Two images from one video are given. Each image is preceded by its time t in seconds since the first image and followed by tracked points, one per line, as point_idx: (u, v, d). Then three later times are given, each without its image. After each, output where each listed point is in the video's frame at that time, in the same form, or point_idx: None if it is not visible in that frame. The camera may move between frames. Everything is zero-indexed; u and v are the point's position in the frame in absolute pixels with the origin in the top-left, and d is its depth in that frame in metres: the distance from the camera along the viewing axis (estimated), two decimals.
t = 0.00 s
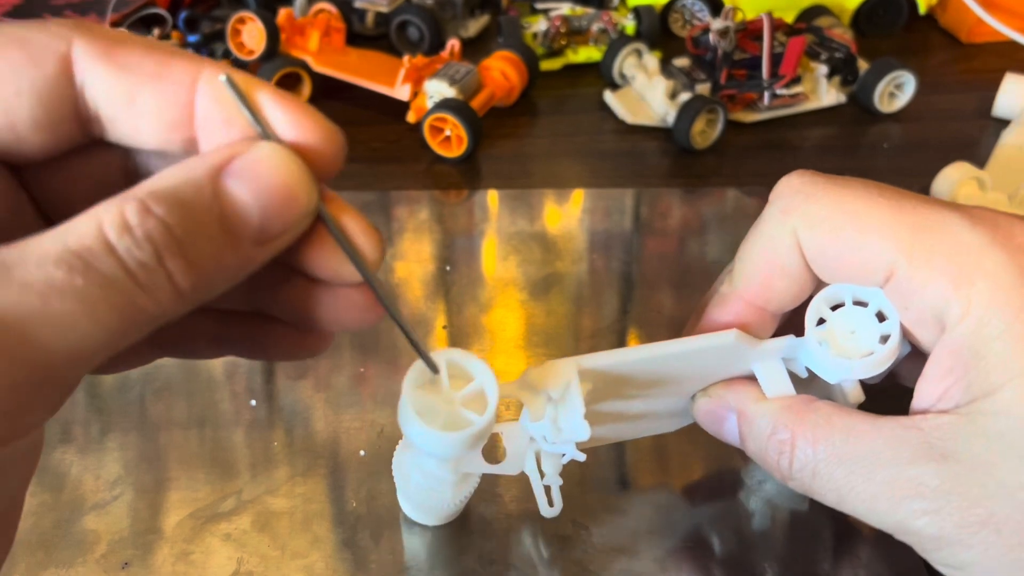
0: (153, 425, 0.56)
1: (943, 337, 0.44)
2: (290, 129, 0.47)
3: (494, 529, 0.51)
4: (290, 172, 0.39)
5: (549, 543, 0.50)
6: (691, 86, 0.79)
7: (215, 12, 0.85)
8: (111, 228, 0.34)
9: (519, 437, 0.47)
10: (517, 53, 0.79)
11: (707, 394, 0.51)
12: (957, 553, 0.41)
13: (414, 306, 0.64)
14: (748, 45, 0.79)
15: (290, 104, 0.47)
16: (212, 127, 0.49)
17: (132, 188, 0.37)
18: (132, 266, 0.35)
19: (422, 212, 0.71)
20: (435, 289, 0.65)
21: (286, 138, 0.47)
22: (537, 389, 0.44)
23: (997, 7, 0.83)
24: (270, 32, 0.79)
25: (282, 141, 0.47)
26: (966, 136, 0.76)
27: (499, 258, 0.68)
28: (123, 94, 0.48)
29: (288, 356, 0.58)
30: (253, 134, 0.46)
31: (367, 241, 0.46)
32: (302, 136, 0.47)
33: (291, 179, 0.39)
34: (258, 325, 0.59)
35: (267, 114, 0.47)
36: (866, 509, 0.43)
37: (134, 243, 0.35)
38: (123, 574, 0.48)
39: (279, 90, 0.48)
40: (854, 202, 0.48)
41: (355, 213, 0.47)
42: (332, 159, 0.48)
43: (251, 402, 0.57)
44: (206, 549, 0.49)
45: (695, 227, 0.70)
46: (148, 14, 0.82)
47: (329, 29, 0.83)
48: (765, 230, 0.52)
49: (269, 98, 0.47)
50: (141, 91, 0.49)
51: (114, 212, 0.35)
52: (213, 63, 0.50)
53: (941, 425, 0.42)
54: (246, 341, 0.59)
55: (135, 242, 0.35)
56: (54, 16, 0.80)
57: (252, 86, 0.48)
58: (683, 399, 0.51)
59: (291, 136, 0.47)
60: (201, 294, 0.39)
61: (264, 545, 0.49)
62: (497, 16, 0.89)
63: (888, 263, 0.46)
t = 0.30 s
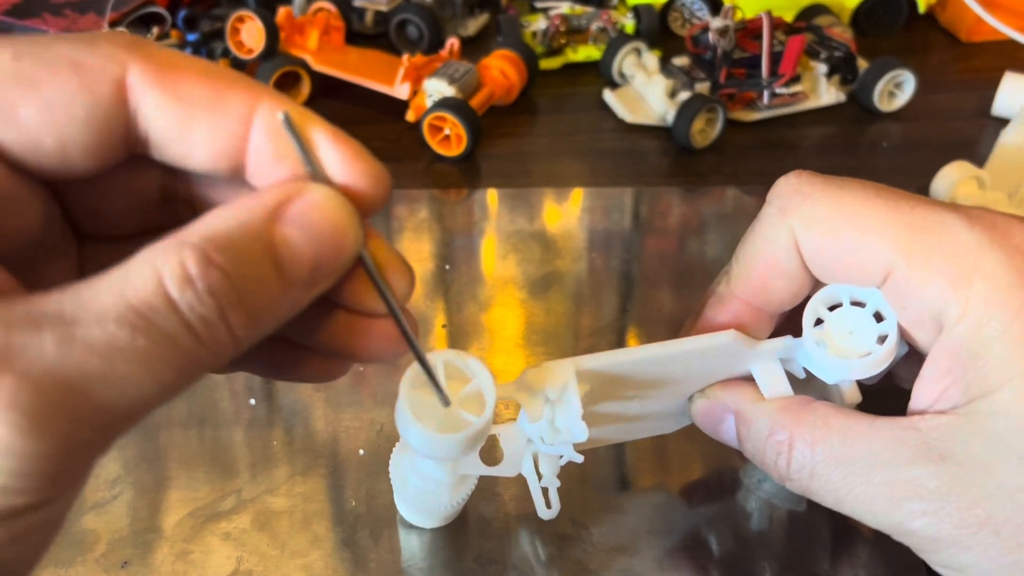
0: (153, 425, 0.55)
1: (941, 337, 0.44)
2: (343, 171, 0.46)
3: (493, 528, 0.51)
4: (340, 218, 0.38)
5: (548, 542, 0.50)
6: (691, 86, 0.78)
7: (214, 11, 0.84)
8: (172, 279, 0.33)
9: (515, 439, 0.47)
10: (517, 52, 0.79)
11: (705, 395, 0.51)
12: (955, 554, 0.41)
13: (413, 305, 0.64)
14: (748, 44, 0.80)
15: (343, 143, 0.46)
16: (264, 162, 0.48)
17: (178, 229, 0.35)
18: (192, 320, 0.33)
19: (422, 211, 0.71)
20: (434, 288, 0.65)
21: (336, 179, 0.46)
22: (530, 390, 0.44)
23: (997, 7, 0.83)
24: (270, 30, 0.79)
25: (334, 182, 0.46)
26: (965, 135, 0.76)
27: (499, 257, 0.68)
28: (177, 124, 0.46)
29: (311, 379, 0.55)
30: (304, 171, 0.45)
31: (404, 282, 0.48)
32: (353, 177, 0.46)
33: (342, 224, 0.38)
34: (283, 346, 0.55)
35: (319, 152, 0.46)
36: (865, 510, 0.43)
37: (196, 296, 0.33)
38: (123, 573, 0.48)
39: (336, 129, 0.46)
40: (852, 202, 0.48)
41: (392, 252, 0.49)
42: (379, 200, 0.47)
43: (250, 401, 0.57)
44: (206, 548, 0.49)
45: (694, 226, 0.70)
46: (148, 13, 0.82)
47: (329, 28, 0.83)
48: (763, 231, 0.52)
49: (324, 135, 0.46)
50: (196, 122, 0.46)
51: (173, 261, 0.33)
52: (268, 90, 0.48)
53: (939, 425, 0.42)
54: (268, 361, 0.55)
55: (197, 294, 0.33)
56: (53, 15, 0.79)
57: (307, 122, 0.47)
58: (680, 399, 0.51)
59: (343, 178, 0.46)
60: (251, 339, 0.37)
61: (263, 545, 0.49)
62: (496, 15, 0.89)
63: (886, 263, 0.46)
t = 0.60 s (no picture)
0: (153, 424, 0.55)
1: (940, 334, 0.44)
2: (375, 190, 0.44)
3: (493, 527, 0.51)
4: (376, 245, 0.37)
5: (548, 542, 0.50)
6: (691, 85, 0.78)
7: (214, 11, 0.85)
8: (218, 317, 0.31)
9: (514, 436, 0.47)
10: (517, 52, 0.79)
11: (705, 393, 0.51)
12: (955, 549, 0.41)
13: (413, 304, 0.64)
14: (748, 44, 0.80)
15: (384, 163, 0.44)
16: (300, 175, 0.46)
17: (214, 257, 0.34)
18: (238, 359, 0.32)
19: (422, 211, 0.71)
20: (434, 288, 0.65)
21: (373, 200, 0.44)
22: (529, 385, 0.44)
23: (998, 7, 0.83)
24: (270, 30, 0.79)
25: (372, 203, 0.44)
26: (965, 135, 0.76)
27: (499, 257, 0.68)
28: (211, 135, 0.44)
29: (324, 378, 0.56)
30: (340, 190, 0.43)
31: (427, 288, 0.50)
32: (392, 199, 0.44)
33: (378, 250, 0.37)
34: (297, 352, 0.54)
35: (357, 172, 0.44)
36: (865, 505, 0.43)
37: (243, 335, 0.32)
38: (122, 573, 0.48)
39: (380, 148, 0.44)
40: (852, 198, 0.49)
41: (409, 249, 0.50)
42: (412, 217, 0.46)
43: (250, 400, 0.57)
44: (206, 548, 0.49)
45: (694, 226, 0.70)
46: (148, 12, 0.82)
47: (329, 28, 0.83)
48: (763, 227, 0.52)
49: (364, 154, 0.44)
50: (229, 133, 0.44)
51: (219, 298, 0.31)
52: (307, 96, 0.45)
53: (940, 421, 0.42)
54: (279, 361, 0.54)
55: (245, 334, 0.32)
56: (53, 14, 0.79)
57: (346, 137, 0.44)
58: (680, 397, 0.51)
59: (382, 199, 0.44)
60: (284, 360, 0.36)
61: (263, 545, 0.49)
62: (497, 15, 0.89)
63: (885, 259, 0.46)
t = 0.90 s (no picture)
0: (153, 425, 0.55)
1: (937, 326, 0.44)
2: (460, 229, 0.43)
3: (493, 527, 0.51)
4: (439, 279, 0.39)
5: (549, 542, 0.50)
6: (692, 85, 0.78)
7: (214, 11, 0.85)
8: (301, 342, 0.32)
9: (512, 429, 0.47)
10: (517, 52, 0.79)
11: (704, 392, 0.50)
12: (958, 545, 0.41)
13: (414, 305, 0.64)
14: (748, 44, 0.80)
15: (470, 204, 0.43)
16: (388, 208, 0.44)
17: (295, 271, 0.34)
18: (313, 375, 0.33)
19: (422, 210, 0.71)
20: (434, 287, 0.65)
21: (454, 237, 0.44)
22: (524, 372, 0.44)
23: (998, 7, 0.83)
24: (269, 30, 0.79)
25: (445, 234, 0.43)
26: (965, 135, 0.76)
27: (499, 256, 0.68)
28: (318, 165, 0.42)
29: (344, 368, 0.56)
30: (420, 221, 0.43)
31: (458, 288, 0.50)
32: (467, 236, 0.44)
33: (441, 284, 0.39)
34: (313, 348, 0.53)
35: (443, 207, 0.43)
36: (866, 500, 0.42)
37: (321, 360, 0.33)
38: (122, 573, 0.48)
39: (471, 191, 0.43)
40: (849, 190, 0.49)
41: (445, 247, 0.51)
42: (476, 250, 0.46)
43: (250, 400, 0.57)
44: (206, 548, 0.49)
45: (694, 225, 0.70)
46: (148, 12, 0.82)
47: (328, 28, 0.83)
48: (760, 219, 0.53)
49: (456, 194, 0.43)
50: (343, 164, 0.42)
51: (302, 324, 0.32)
52: (414, 130, 0.43)
53: (941, 414, 0.42)
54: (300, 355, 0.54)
55: (323, 359, 0.33)
56: (52, 14, 0.79)
57: (447, 177, 0.43)
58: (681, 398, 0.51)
59: (456, 234, 0.44)
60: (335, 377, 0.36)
61: (263, 545, 0.49)
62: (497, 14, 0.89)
63: (882, 250, 0.47)
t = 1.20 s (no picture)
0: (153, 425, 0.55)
1: (928, 308, 0.47)
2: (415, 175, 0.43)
3: (493, 528, 0.51)
4: (405, 251, 0.39)
5: (550, 544, 0.50)
6: (692, 85, 0.78)
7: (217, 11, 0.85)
8: (280, 288, 0.33)
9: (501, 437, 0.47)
10: (517, 52, 0.79)
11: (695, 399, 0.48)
12: (969, 531, 0.40)
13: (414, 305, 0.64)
14: (748, 45, 0.80)
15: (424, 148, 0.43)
16: (351, 146, 0.44)
17: (279, 229, 0.36)
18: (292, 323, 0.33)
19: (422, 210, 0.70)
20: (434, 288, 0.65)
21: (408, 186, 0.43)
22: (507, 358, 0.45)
23: (999, 7, 0.83)
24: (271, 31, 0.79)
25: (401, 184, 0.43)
26: (966, 135, 0.76)
27: (499, 257, 0.68)
28: (286, 96, 0.42)
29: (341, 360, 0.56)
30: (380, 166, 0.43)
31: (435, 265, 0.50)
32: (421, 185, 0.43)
33: (407, 251, 0.39)
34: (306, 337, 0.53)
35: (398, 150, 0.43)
36: (874, 490, 0.41)
37: (299, 305, 0.34)
38: (122, 573, 0.48)
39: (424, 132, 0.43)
40: (830, 189, 0.52)
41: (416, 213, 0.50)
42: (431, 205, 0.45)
43: (250, 401, 0.57)
44: (206, 548, 0.49)
45: (695, 226, 0.70)
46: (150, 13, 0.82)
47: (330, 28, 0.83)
48: (745, 218, 0.55)
49: (408, 136, 0.42)
50: (309, 94, 0.42)
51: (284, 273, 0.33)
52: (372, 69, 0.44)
53: (944, 398, 0.42)
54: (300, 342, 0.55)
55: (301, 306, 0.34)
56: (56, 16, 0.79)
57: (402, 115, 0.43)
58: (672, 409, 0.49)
59: (410, 180, 0.43)
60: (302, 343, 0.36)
61: (263, 546, 0.49)
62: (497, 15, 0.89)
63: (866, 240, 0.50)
